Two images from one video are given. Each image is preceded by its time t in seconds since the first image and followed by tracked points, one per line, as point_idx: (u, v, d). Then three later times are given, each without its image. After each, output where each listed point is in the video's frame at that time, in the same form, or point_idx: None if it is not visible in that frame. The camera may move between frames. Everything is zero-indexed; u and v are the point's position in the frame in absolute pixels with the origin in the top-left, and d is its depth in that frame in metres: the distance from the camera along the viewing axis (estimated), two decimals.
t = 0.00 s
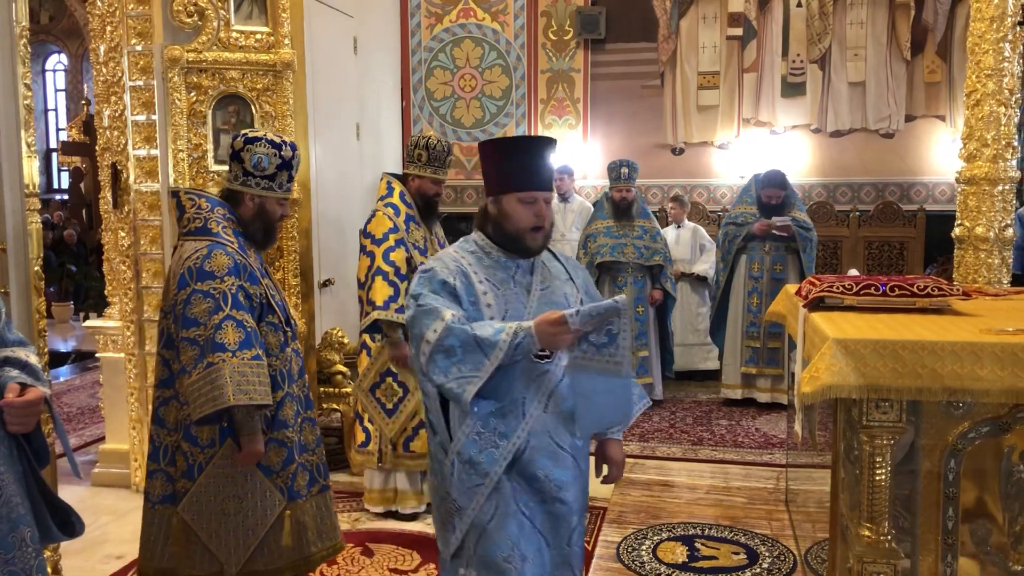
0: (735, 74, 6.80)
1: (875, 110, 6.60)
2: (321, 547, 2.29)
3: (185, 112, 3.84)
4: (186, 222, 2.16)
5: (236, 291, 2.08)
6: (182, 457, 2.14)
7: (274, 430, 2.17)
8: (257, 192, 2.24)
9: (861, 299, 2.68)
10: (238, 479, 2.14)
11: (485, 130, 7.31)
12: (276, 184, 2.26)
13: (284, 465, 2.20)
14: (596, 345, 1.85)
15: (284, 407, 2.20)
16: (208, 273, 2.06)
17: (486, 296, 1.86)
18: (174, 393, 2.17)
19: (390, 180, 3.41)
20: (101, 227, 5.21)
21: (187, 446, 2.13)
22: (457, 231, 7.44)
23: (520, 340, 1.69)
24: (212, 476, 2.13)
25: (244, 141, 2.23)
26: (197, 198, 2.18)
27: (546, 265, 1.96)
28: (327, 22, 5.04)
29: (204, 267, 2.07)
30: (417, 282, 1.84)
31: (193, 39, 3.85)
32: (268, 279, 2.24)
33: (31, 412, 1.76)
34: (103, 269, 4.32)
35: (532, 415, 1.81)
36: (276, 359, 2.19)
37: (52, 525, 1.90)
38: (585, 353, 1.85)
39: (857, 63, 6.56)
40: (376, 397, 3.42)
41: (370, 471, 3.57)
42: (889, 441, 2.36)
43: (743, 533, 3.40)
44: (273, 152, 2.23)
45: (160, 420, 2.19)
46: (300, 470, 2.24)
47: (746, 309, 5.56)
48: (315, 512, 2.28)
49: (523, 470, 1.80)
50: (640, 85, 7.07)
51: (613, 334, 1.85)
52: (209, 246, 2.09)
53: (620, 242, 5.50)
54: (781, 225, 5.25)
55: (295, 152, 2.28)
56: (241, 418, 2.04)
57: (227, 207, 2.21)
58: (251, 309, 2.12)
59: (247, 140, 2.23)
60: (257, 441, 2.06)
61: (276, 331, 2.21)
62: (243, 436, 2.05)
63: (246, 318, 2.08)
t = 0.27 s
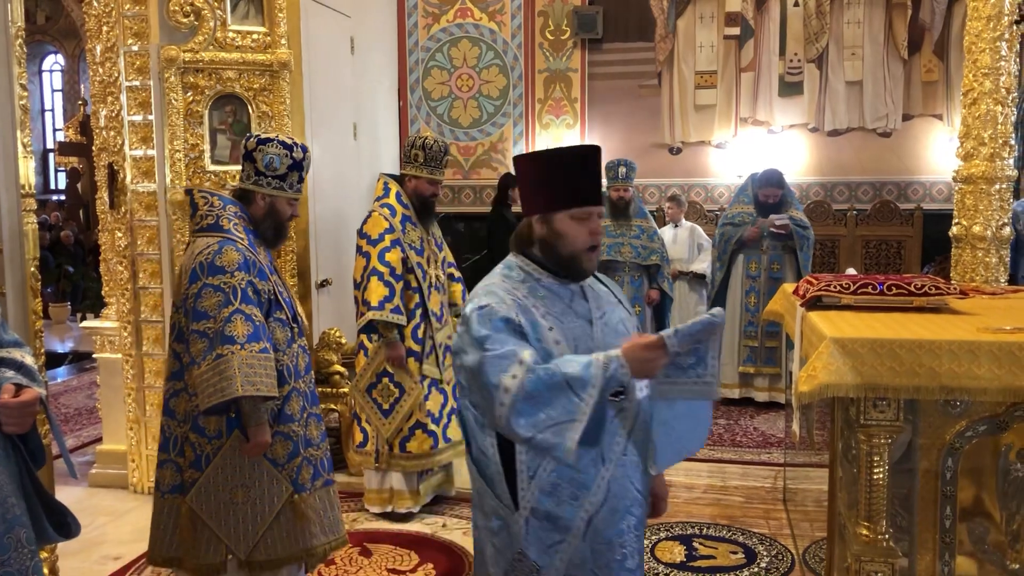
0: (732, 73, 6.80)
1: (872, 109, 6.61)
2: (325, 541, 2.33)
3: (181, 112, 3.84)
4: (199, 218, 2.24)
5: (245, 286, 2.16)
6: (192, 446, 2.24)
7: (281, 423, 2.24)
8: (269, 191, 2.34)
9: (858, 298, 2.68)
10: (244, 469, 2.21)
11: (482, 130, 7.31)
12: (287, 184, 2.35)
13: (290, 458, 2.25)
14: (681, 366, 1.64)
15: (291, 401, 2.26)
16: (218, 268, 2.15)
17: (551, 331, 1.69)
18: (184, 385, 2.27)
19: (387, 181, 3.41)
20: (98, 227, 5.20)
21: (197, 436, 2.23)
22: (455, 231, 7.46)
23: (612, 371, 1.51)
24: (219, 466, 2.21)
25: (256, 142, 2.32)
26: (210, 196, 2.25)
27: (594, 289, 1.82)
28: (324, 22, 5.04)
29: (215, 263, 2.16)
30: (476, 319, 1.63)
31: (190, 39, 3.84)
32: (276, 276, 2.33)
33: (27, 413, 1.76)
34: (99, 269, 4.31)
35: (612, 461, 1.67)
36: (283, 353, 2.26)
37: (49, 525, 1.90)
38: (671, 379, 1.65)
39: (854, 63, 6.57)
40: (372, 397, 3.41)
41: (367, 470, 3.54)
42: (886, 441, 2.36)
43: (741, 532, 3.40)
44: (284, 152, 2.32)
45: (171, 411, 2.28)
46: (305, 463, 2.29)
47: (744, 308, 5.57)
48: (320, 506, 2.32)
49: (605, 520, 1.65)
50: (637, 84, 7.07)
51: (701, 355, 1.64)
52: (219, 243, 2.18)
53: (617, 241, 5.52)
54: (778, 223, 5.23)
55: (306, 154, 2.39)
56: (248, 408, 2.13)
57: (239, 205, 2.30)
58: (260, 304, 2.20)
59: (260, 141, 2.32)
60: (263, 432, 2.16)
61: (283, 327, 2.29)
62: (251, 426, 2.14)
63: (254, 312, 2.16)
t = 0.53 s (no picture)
0: (729, 72, 6.81)
1: (870, 108, 6.59)
2: (321, 537, 2.36)
3: (178, 112, 3.84)
4: (209, 215, 2.26)
5: (253, 281, 2.18)
6: (197, 438, 2.26)
7: (286, 419, 2.26)
8: (279, 191, 2.37)
9: (856, 296, 2.68)
10: (247, 462, 2.22)
11: (480, 129, 7.30)
12: (296, 184, 2.39)
13: (292, 453, 2.28)
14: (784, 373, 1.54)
15: (294, 397, 2.29)
16: (227, 263, 2.17)
17: (645, 326, 1.50)
18: (192, 377, 2.28)
19: (383, 180, 3.40)
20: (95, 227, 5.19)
21: (202, 427, 2.24)
22: (452, 231, 7.42)
23: (734, 369, 1.42)
24: (222, 457, 2.22)
25: (268, 142, 2.36)
26: (221, 194, 2.27)
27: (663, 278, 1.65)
28: (322, 21, 5.05)
29: (224, 257, 2.17)
30: (572, 313, 1.46)
31: (187, 38, 3.84)
32: (283, 273, 2.34)
33: (23, 413, 1.76)
34: (97, 269, 4.30)
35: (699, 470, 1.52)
36: (287, 349, 2.28)
37: (45, 525, 1.90)
38: (776, 386, 1.54)
39: (852, 61, 6.55)
40: (366, 397, 3.38)
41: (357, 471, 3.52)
42: (884, 439, 2.36)
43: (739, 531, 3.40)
44: (295, 154, 2.36)
45: (178, 403, 2.30)
46: (305, 459, 2.33)
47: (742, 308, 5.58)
48: (316, 501, 2.36)
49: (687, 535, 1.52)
50: (635, 83, 7.09)
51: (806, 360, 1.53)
52: (228, 238, 2.19)
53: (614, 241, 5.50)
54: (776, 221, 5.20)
55: (316, 156, 2.43)
56: (252, 401, 2.14)
57: (250, 204, 2.34)
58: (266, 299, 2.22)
59: (272, 141, 2.36)
60: (266, 424, 2.17)
61: (289, 324, 2.31)
62: (255, 418, 2.15)
63: (260, 307, 2.18)
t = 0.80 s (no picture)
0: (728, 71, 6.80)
1: (867, 107, 6.61)
2: (327, 534, 2.36)
3: (175, 111, 3.84)
4: (213, 212, 2.27)
5: (257, 276, 2.19)
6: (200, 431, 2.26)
7: (290, 414, 2.28)
8: (284, 189, 2.39)
9: (851, 295, 2.69)
10: (250, 455, 2.23)
11: (477, 128, 7.30)
12: (300, 183, 2.41)
13: (296, 449, 2.29)
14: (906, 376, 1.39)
15: (298, 393, 2.31)
16: (231, 258, 2.17)
17: (763, 343, 1.35)
18: (195, 372, 2.29)
19: (378, 179, 3.40)
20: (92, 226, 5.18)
21: (204, 420, 2.24)
22: (449, 230, 7.40)
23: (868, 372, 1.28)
24: (224, 450, 2.23)
25: (273, 142, 2.38)
26: (227, 191, 2.29)
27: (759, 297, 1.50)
28: (319, 20, 5.05)
29: (229, 252, 2.17)
30: (700, 325, 1.30)
31: (184, 37, 3.84)
32: (287, 270, 2.36)
33: (18, 412, 1.76)
34: (93, 269, 4.29)
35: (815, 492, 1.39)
36: (290, 346, 2.30)
37: (41, 524, 1.90)
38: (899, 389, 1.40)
39: (848, 61, 6.58)
40: (360, 398, 3.37)
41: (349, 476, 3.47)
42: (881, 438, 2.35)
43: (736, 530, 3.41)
44: (300, 152, 2.38)
45: (181, 398, 2.31)
46: (310, 456, 2.34)
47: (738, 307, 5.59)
48: (321, 498, 2.36)
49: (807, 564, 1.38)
50: (632, 83, 7.07)
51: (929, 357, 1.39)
52: (233, 234, 2.20)
53: (610, 240, 5.49)
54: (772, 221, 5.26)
55: (320, 155, 2.45)
56: (256, 394, 2.15)
57: (255, 202, 2.35)
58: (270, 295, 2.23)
59: (277, 141, 2.38)
60: (269, 418, 2.17)
61: (292, 320, 2.32)
62: (257, 411, 2.16)
63: (264, 301, 2.19)
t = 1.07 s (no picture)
0: (723, 71, 6.83)
1: (864, 106, 6.60)
2: (332, 534, 2.35)
3: (171, 111, 3.82)
4: (216, 212, 2.28)
5: (259, 277, 2.20)
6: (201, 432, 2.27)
7: (291, 415, 2.27)
8: (285, 189, 2.39)
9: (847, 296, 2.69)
10: (251, 456, 2.24)
11: (474, 128, 7.30)
12: (302, 183, 2.41)
13: (298, 449, 2.27)
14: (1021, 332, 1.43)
15: (300, 394, 2.29)
16: (233, 258, 2.18)
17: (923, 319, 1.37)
18: (195, 373, 2.30)
19: (369, 178, 3.37)
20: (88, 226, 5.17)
21: (206, 422, 2.26)
22: (445, 230, 7.28)
23: None
24: (226, 451, 2.24)
25: (275, 141, 2.38)
26: (229, 192, 2.30)
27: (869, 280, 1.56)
28: (316, 19, 5.05)
29: (231, 253, 2.19)
30: (878, 310, 1.33)
31: (179, 37, 3.83)
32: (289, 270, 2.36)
33: (13, 411, 1.75)
34: (90, 269, 4.28)
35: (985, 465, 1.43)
36: (293, 346, 2.30)
37: (36, 524, 1.89)
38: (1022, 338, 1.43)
39: (844, 61, 6.60)
40: (357, 400, 3.37)
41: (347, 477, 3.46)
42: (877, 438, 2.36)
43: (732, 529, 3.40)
44: (302, 152, 2.38)
45: (180, 398, 2.32)
46: (312, 456, 2.32)
47: (732, 306, 5.56)
48: (326, 499, 2.34)
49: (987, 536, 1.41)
50: (629, 82, 7.06)
51: None
52: (235, 234, 2.21)
53: (607, 239, 5.50)
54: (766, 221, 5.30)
55: (322, 154, 2.44)
56: (257, 395, 2.16)
57: (257, 202, 2.35)
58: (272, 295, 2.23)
59: (279, 140, 2.38)
60: (270, 419, 2.18)
61: (295, 320, 2.32)
62: (259, 413, 2.17)
63: (266, 302, 2.20)
